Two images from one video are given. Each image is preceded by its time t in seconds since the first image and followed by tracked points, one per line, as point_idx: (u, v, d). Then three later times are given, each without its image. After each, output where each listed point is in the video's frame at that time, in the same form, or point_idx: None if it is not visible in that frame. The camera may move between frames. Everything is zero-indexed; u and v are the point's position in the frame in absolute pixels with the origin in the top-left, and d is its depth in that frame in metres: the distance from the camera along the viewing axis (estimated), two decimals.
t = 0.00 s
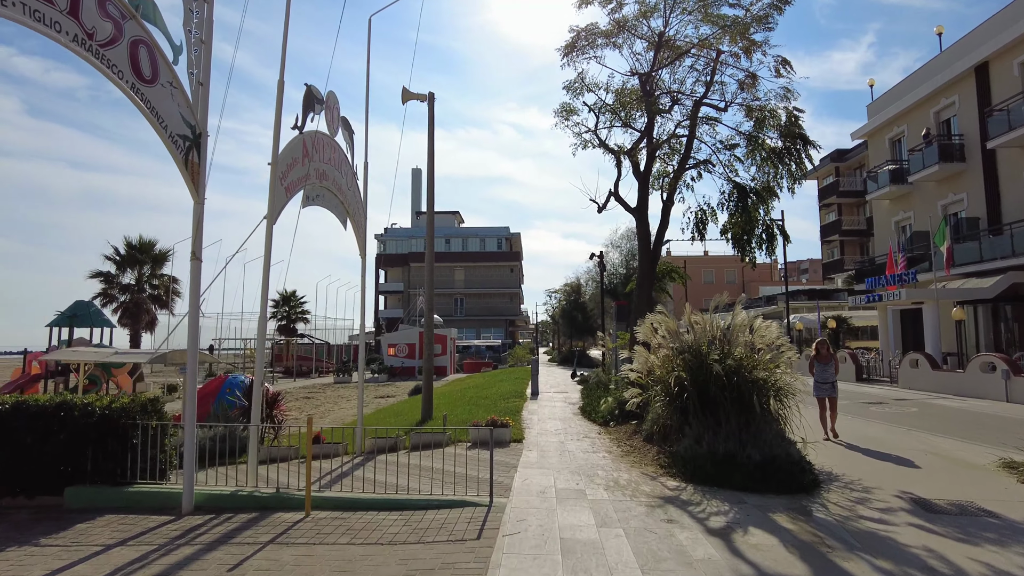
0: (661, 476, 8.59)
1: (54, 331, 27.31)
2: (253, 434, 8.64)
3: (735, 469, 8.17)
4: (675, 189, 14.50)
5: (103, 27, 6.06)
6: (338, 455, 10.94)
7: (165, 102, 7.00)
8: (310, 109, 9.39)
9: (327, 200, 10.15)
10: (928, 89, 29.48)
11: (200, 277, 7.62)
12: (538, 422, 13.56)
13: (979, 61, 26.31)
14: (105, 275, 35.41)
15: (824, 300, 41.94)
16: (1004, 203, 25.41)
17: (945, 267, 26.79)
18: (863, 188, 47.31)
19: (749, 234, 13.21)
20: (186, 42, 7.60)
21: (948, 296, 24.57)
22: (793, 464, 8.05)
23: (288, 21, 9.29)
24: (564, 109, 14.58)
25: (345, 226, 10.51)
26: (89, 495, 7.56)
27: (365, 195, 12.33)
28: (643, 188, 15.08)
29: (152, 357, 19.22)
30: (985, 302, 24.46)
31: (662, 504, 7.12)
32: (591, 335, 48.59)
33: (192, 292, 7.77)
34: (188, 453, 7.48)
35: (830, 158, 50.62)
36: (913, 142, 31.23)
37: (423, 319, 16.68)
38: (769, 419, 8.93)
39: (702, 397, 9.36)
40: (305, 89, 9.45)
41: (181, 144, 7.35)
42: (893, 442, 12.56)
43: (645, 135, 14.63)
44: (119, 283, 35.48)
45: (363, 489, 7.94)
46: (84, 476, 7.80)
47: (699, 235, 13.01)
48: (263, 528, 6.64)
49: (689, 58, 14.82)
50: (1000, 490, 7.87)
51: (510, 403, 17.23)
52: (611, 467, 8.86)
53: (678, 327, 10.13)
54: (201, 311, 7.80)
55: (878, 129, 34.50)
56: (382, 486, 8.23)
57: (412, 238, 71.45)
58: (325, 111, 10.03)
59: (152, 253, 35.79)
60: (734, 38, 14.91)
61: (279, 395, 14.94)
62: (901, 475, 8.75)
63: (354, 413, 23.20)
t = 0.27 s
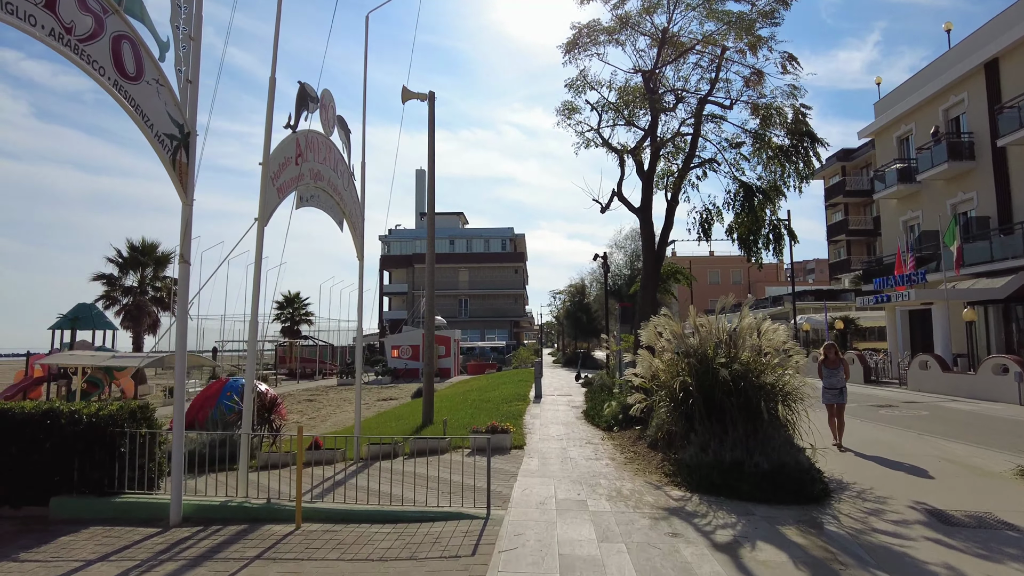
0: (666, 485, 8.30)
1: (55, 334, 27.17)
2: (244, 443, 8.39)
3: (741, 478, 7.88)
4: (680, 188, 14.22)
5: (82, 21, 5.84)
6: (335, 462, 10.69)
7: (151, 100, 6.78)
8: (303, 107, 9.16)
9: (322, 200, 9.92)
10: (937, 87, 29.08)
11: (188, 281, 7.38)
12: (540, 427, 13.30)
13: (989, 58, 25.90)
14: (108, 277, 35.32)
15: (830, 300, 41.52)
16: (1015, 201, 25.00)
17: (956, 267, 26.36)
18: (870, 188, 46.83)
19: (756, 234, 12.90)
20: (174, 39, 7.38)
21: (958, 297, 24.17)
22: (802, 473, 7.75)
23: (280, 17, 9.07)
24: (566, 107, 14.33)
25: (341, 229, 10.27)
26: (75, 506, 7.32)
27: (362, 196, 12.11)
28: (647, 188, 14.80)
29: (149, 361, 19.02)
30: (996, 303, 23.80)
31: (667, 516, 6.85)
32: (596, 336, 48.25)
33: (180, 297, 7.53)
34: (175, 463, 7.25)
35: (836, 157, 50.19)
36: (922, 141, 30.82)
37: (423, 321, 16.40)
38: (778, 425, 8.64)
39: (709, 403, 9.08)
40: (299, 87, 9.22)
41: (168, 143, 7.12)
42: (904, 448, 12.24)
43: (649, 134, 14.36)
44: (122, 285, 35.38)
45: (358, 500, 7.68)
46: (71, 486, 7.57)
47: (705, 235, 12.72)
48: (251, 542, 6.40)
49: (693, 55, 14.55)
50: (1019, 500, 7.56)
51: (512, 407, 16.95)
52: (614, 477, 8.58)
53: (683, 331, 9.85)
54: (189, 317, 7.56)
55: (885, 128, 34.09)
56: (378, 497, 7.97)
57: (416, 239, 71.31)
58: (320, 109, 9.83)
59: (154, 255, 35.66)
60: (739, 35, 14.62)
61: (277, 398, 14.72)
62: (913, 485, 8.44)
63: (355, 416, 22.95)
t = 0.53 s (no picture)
0: (675, 496, 8.03)
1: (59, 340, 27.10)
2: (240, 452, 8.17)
3: (752, 489, 7.61)
4: (686, 190, 13.96)
5: (67, 19, 5.68)
6: (336, 470, 10.47)
7: (142, 100, 6.61)
8: (301, 108, 8.99)
9: (321, 204, 9.74)
10: (947, 87, 28.71)
11: (182, 286, 7.20)
12: (545, 434, 13.05)
13: (1000, 58, 25.55)
14: (113, 282, 35.30)
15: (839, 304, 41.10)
16: None
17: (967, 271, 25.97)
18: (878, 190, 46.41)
19: (765, 237, 12.62)
20: (166, 38, 7.22)
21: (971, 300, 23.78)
22: (816, 484, 7.46)
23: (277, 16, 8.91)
24: (570, 109, 14.11)
25: (341, 233, 10.08)
26: (66, 518, 7.11)
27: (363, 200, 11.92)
28: (653, 190, 14.55)
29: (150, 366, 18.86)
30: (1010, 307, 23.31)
31: (675, 530, 6.59)
32: (603, 341, 47.92)
33: (174, 303, 7.35)
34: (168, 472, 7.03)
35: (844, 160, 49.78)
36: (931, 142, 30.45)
37: (427, 325, 16.17)
38: (789, 433, 8.37)
39: (719, 410, 8.82)
40: (296, 88, 9.06)
41: (160, 145, 6.95)
42: (919, 456, 11.93)
43: (655, 135, 14.13)
44: (127, 290, 35.35)
45: (356, 511, 7.46)
46: (63, 497, 7.36)
47: (713, 238, 12.46)
48: (244, 556, 6.18)
49: (699, 56, 14.31)
50: None
51: (517, 413, 16.71)
52: (620, 487, 8.33)
53: (690, 336, 9.60)
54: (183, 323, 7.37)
55: (893, 129, 33.72)
56: (377, 508, 7.75)
57: (421, 244, 71.23)
58: (319, 111, 9.65)
59: (159, 260, 35.62)
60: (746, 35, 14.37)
61: (278, 405, 14.50)
62: (931, 496, 8.15)
63: (359, 422, 22.75)
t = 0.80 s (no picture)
0: (685, 499, 7.80)
1: (64, 340, 27.04)
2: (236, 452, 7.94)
3: (766, 491, 7.37)
4: (695, 187, 13.72)
5: (58, 2, 5.52)
6: (339, 470, 10.29)
7: (138, 90, 6.44)
8: (302, 100, 8.80)
9: (323, 199, 9.57)
10: (957, 85, 28.36)
11: (179, 280, 7.01)
12: (550, 435, 12.82)
13: (1011, 55, 25.21)
14: (117, 283, 35.26)
15: (848, 305, 40.70)
16: None
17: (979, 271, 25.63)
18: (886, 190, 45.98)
19: (775, 234, 12.40)
20: (163, 27, 7.04)
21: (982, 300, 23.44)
22: (832, 487, 7.21)
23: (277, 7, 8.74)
24: (577, 104, 13.89)
25: (343, 229, 9.89)
26: (59, 519, 6.92)
27: (366, 196, 11.74)
28: (661, 187, 14.32)
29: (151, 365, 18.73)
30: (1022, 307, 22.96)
31: (687, 533, 6.34)
32: (608, 342, 47.65)
33: (171, 299, 7.16)
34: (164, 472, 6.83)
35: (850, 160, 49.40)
36: (941, 141, 30.12)
37: (431, 325, 15.96)
38: (803, 434, 8.13)
39: (730, 410, 8.57)
40: (297, 80, 8.86)
41: (157, 136, 6.77)
42: (935, 458, 11.63)
43: (663, 131, 13.90)
44: (131, 290, 35.31)
45: (357, 514, 7.24)
46: (57, 498, 7.17)
47: (722, 235, 12.22)
48: (241, 558, 5.97)
49: (708, 50, 14.08)
50: None
51: (523, 414, 16.46)
52: (629, 489, 8.09)
53: (700, 334, 9.37)
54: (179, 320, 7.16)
55: (902, 128, 33.38)
56: (379, 510, 7.53)
57: (426, 245, 71.12)
58: (321, 104, 9.49)
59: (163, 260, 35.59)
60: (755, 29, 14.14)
61: (280, 405, 14.32)
62: (951, 499, 7.87)
63: (363, 423, 22.55)
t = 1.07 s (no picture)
0: (697, 504, 7.54)
1: (64, 340, 26.85)
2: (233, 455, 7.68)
3: (782, 495, 7.11)
4: (703, 184, 13.46)
5: None
6: (340, 473, 10.05)
7: (131, 78, 6.20)
8: (303, 92, 8.55)
9: (324, 194, 9.33)
10: (965, 83, 28.06)
11: (174, 276, 6.77)
12: (556, 437, 12.57)
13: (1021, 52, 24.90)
14: (118, 282, 35.10)
15: (853, 304, 40.36)
16: None
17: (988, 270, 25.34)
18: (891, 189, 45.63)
19: (785, 232, 12.14)
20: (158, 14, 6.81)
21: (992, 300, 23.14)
22: (851, 491, 6.96)
23: None
24: (583, 99, 13.65)
25: (344, 226, 9.66)
26: (50, 524, 6.68)
27: (367, 193, 11.50)
28: (668, 184, 14.07)
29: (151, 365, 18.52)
30: None
31: (702, 540, 6.09)
32: (611, 342, 47.38)
33: (166, 296, 6.91)
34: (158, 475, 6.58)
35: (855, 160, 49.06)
36: (948, 139, 29.82)
37: (433, 324, 15.70)
38: (819, 436, 7.87)
39: (744, 411, 8.31)
40: (298, 71, 8.60)
41: (152, 127, 6.54)
42: (949, 461, 11.32)
43: (670, 127, 13.65)
44: (131, 289, 35.13)
45: (359, 519, 6.99)
46: (48, 502, 6.93)
47: (732, 232, 11.95)
48: (237, 566, 5.72)
49: (716, 44, 13.82)
50: None
51: (526, 415, 16.21)
52: (639, 493, 7.83)
53: (712, 334, 9.12)
54: (174, 318, 6.91)
55: (908, 127, 33.08)
56: (381, 515, 7.29)
57: (428, 245, 70.90)
58: (322, 96, 9.26)
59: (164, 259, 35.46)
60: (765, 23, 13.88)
61: (281, 405, 14.08)
62: (973, 504, 7.59)
63: (364, 423, 22.32)
